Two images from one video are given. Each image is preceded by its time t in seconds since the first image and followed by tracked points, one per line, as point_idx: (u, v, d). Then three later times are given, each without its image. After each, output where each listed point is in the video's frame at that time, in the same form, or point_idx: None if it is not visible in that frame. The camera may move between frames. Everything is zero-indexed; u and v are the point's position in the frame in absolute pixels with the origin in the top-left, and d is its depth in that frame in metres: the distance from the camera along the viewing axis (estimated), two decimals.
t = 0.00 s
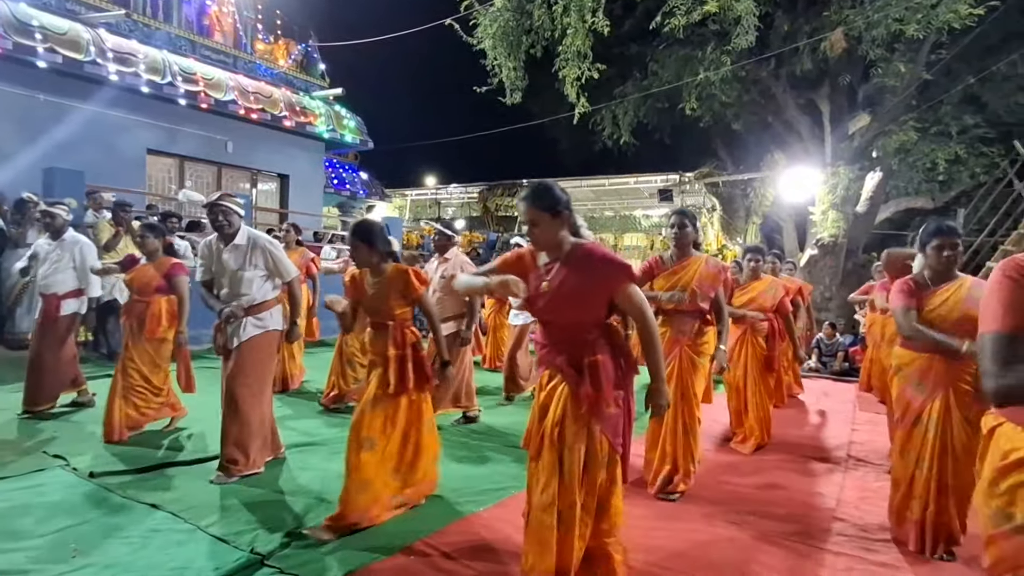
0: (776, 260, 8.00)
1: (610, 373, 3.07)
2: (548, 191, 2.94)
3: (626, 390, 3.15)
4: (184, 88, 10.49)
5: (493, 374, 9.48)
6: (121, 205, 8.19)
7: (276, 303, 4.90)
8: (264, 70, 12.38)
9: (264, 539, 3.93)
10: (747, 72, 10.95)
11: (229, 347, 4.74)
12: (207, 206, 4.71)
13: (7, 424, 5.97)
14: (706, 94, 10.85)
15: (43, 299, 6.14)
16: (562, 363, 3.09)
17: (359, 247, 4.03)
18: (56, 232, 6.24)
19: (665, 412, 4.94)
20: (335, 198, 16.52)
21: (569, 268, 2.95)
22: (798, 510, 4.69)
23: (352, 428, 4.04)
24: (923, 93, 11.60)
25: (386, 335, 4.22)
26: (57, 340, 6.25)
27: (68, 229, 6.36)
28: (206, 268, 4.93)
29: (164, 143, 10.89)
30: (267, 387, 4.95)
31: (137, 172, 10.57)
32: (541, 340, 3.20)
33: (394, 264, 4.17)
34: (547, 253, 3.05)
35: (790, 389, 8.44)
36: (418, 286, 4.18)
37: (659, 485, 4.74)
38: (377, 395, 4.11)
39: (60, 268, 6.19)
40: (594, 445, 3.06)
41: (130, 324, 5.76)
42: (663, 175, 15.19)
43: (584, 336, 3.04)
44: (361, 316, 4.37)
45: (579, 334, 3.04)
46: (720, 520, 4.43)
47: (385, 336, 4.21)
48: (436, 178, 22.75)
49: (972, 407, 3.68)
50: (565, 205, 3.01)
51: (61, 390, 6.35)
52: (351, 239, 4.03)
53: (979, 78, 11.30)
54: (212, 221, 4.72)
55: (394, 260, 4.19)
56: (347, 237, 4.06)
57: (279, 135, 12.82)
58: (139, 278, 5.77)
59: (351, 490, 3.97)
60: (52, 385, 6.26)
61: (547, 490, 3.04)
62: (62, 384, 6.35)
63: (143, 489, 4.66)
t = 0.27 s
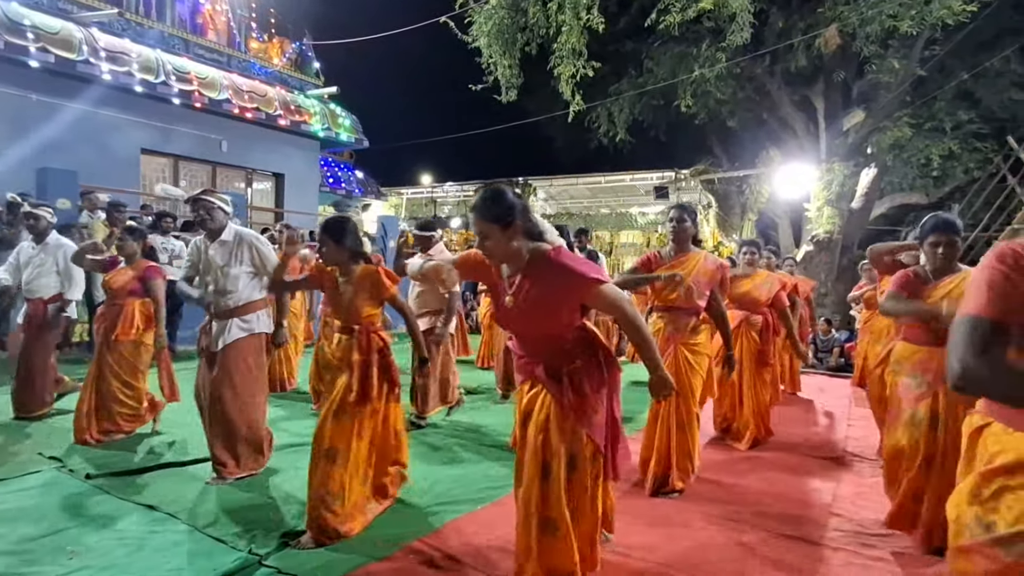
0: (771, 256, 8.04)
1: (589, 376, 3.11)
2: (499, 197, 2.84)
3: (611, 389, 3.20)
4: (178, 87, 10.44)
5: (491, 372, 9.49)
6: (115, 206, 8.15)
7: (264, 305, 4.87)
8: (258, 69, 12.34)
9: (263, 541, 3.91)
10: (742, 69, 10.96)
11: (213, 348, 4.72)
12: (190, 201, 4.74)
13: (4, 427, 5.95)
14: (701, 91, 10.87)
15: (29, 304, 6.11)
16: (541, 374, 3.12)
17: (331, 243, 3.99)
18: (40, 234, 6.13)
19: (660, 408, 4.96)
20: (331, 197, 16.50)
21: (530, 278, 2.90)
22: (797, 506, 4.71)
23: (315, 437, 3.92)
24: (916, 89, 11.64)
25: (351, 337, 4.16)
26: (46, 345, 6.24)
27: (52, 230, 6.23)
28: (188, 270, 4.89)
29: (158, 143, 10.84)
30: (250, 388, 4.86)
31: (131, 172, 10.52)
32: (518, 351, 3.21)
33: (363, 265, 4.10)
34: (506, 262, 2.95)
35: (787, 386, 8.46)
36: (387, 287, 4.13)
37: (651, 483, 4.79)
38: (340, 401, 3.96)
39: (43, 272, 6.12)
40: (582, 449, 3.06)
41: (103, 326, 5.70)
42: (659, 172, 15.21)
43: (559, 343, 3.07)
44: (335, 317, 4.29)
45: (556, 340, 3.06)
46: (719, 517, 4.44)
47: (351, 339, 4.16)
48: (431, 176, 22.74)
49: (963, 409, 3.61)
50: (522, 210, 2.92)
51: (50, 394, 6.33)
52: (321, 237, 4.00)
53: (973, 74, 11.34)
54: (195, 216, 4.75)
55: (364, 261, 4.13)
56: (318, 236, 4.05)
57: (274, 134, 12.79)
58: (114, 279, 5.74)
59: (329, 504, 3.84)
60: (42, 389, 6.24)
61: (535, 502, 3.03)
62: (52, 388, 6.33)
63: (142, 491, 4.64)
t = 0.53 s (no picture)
0: (768, 253, 8.06)
1: (557, 375, 2.83)
2: (491, 172, 2.71)
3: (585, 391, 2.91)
4: (173, 86, 10.40)
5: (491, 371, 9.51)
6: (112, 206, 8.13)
7: (254, 300, 4.79)
8: (254, 68, 12.31)
9: (262, 540, 3.91)
10: (738, 66, 10.95)
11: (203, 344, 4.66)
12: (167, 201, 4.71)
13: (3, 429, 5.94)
14: (697, 88, 10.87)
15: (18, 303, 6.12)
16: (507, 358, 2.90)
17: (320, 228, 3.90)
18: (33, 233, 6.13)
19: (654, 406, 4.95)
20: (328, 196, 16.48)
21: (524, 258, 2.76)
22: (796, 503, 4.73)
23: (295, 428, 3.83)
24: (913, 85, 11.66)
25: (328, 322, 3.99)
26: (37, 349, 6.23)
27: (45, 230, 6.22)
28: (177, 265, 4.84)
29: (154, 143, 10.81)
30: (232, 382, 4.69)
31: (127, 172, 10.49)
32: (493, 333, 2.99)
33: (346, 249, 3.95)
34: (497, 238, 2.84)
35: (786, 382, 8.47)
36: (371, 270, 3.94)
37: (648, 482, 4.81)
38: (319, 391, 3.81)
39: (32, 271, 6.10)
40: (546, 455, 2.78)
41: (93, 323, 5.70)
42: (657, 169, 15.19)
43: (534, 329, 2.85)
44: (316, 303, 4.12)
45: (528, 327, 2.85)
46: (718, 514, 4.46)
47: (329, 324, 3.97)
48: (428, 174, 22.72)
49: (961, 405, 3.51)
50: (519, 189, 2.84)
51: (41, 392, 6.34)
52: (308, 219, 3.90)
53: (969, 69, 11.36)
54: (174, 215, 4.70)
55: (347, 246, 3.97)
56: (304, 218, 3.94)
57: (270, 133, 12.76)
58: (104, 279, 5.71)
59: (331, 491, 3.82)
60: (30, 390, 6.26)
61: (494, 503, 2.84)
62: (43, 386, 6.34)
63: (141, 493, 4.63)
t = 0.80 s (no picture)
0: (768, 251, 8.07)
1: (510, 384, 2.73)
2: (491, 183, 2.72)
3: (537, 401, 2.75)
4: (171, 87, 10.39)
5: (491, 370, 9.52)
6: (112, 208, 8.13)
7: (246, 308, 4.72)
8: (252, 68, 12.29)
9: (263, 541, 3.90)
10: (737, 62, 10.94)
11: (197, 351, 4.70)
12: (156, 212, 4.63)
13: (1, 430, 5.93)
14: (696, 84, 10.87)
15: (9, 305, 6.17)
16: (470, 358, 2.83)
17: (311, 248, 3.79)
18: (26, 234, 6.14)
19: (644, 406, 4.88)
20: (327, 195, 16.48)
21: (508, 266, 2.72)
22: (799, 499, 4.73)
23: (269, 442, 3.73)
24: (911, 80, 11.68)
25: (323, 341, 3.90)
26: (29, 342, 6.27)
27: (37, 229, 6.23)
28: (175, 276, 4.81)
29: (153, 143, 10.80)
30: (220, 392, 4.77)
31: (126, 173, 10.48)
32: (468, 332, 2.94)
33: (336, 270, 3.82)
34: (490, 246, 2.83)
35: (787, 379, 8.47)
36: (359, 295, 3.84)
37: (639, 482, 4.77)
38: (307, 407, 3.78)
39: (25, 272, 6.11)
40: (494, 456, 2.73)
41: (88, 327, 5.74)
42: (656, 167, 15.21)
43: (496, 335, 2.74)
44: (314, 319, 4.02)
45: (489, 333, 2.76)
46: (719, 511, 4.46)
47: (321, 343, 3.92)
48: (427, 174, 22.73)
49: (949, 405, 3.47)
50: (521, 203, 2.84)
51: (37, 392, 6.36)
52: (299, 238, 3.82)
53: (968, 64, 11.38)
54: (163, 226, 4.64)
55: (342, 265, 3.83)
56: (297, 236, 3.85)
57: (269, 133, 12.74)
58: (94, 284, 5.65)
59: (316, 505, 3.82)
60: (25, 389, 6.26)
61: (444, 514, 2.81)
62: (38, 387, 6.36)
63: (142, 494, 4.63)
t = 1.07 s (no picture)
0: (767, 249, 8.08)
1: (478, 366, 2.97)
2: (455, 174, 2.90)
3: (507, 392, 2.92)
4: (171, 88, 10.39)
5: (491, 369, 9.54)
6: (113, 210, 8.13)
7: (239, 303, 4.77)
8: (251, 69, 12.30)
9: (266, 541, 3.90)
10: (737, 60, 10.94)
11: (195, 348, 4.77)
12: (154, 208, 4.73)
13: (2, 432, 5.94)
14: (696, 82, 10.87)
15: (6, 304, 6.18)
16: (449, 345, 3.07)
17: (291, 243, 4.03)
18: (17, 232, 6.13)
19: (632, 399, 4.87)
20: (327, 196, 16.49)
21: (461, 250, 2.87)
22: (801, 495, 4.73)
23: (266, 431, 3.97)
24: (911, 76, 11.69)
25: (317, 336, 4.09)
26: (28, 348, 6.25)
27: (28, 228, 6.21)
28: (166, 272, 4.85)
29: (153, 145, 10.80)
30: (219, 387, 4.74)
31: (126, 174, 10.48)
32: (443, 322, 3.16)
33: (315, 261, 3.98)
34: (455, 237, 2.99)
35: (788, 377, 8.48)
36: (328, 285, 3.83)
37: (629, 475, 4.73)
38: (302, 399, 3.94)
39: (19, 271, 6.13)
40: (465, 431, 2.97)
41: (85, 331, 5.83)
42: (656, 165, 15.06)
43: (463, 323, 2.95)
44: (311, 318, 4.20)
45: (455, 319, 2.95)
46: (721, 507, 4.46)
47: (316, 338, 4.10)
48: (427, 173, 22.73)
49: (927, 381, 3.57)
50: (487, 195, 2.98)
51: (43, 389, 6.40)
52: (283, 236, 4.07)
53: (968, 60, 11.39)
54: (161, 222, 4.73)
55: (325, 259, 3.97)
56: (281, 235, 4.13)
57: (269, 134, 12.74)
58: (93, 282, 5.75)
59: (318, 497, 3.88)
60: (27, 393, 6.30)
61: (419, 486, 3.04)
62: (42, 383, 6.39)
63: (145, 495, 4.63)
